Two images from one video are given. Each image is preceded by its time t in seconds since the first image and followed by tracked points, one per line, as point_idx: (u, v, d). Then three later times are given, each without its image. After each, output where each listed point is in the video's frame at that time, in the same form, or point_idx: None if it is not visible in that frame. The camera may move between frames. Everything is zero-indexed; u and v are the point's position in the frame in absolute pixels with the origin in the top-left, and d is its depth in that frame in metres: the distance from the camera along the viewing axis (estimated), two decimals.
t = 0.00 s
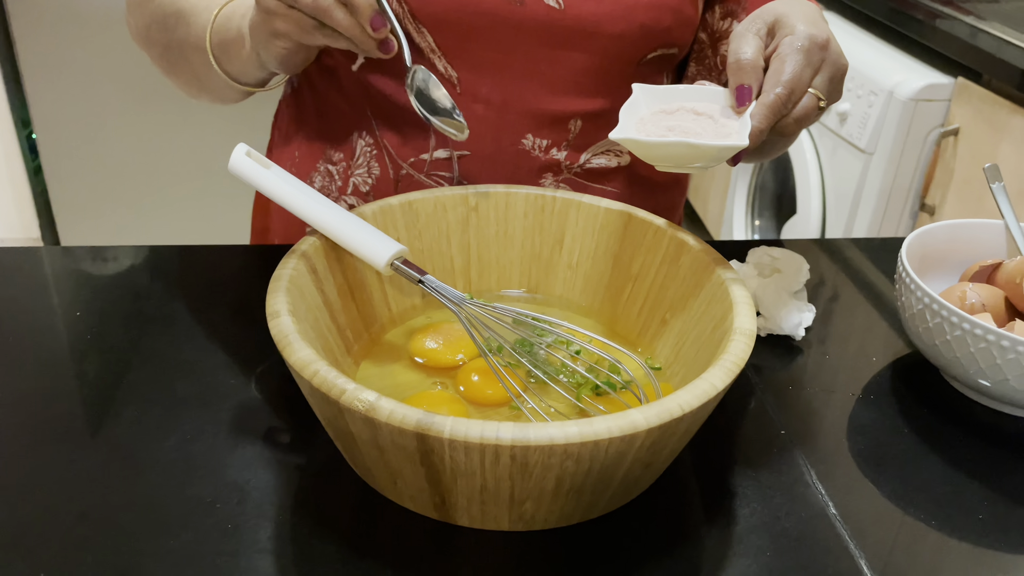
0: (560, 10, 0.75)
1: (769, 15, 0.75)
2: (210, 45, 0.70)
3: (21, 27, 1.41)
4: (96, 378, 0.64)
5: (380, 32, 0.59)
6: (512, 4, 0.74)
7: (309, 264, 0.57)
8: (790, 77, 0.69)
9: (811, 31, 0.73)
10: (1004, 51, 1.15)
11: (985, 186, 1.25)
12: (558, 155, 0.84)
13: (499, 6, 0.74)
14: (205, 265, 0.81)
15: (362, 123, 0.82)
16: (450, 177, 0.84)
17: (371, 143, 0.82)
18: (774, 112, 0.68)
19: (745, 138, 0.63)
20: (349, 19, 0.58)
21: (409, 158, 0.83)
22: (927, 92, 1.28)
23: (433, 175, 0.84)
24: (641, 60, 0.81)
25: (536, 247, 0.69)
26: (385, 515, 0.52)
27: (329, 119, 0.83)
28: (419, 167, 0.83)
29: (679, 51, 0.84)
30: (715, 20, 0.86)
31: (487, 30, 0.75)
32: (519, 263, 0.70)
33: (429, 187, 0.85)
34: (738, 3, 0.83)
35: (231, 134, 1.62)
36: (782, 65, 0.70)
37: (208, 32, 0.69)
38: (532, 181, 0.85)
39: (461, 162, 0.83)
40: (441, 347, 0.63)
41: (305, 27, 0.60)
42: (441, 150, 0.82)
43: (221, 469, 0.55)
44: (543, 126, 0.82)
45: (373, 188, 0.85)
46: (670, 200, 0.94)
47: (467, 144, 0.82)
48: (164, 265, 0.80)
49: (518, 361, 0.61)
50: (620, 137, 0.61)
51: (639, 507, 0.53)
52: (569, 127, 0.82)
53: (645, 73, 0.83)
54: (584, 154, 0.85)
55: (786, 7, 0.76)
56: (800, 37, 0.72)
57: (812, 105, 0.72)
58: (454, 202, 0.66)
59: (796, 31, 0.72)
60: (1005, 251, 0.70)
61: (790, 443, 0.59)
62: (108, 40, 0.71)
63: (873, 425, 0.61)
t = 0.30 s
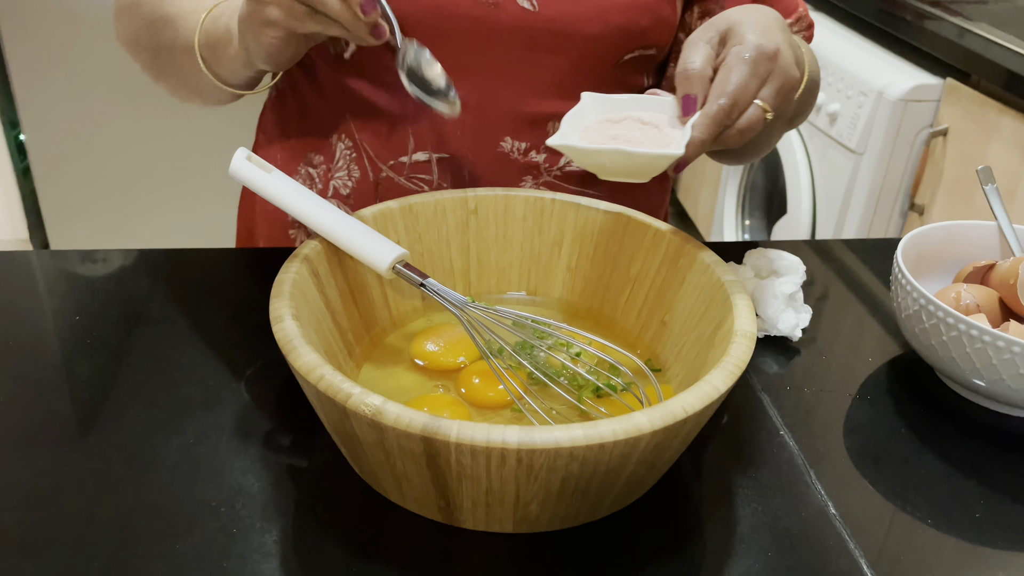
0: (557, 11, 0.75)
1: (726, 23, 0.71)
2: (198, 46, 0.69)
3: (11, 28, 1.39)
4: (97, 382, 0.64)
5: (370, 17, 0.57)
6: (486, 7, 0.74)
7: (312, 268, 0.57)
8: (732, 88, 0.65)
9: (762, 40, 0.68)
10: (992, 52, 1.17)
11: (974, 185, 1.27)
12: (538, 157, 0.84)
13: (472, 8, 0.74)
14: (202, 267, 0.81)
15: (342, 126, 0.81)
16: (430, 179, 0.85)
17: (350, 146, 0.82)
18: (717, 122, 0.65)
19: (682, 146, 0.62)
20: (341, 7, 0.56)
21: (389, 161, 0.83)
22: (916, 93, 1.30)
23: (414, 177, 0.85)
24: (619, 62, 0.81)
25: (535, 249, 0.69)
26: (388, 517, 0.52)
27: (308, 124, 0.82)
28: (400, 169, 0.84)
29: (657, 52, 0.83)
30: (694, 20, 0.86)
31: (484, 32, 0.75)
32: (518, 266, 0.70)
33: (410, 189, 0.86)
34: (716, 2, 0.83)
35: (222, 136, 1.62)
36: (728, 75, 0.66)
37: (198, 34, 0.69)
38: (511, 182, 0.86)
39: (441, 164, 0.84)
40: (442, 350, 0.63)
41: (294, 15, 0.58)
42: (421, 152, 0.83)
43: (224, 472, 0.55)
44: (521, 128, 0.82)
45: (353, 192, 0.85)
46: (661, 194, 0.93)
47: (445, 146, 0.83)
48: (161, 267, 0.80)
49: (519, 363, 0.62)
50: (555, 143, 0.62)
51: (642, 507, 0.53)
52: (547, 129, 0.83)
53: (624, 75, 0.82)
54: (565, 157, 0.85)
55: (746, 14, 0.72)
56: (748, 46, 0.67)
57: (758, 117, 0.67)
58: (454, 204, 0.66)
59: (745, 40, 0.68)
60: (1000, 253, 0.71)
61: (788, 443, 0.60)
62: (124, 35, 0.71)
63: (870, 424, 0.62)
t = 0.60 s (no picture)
0: (554, 11, 0.75)
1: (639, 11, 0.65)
2: (185, 39, 0.68)
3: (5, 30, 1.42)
4: (92, 384, 0.63)
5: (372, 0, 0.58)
6: (442, 7, 0.74)
7: (308, 270, 0.57)
8: (627, 77, 0.59)
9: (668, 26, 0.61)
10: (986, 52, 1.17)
11: (969, 186, 1.27)
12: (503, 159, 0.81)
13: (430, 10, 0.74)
14: (198, 268, 0.80)
15: (304, 128, 0.80)
16: (393, 182, 0.82)
17: (312, 148, 0.80)
18: (607, 116, 0.60)
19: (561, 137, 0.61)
20: None
21: (351, 162, 0.81)
22: (910, 94, 1.30)
23: (376, 179, 0.82)
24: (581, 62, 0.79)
25: (532, 251, 0.69)
26: (385, 521, 0.52)
27: (270, 127, 0.80)
28: (362, 171, 0.81)
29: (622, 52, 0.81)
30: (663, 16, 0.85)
31: (479, 32, 0.75)
32: (515, 268, 0.70)
33: (373, 192, 0.83)
34: None
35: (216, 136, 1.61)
36: (624, 63, 0.60)
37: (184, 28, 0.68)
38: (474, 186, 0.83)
39: (403, 166, 0.81)
40: (439, 352, 0.63)
41: (291, 7, 0.57)
42: (382, 153, 0.81)
43: (220, 476, 0.55)
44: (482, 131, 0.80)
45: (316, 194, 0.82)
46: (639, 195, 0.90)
47: (407, 148, 0.80)
48: (157, 268, 0.80)
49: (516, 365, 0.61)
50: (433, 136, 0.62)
51: (639, 510, 0.53)
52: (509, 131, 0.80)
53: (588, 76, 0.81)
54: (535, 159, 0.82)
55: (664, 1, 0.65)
56: (652, 32, 0.61)
57: (657, 110, 0.61)
58: (450, 206, 0.66)
59: (648, 26, 0.62)
60: (996, 253, 0.71)
61: (785, 445, 0.60)
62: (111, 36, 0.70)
63: (867, 426, 0.62)
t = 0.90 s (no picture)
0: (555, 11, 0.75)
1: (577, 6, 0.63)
2: (158, 50, 0.67)
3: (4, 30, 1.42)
4: (92, 385, 0.63)
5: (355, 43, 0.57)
6: (408, 10, 0.72)
7: (309, 271, 0.56)
8: (556, 76, 0.57)
9: (601, 22, 0.58)
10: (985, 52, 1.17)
11: (969, 187, 1.27)
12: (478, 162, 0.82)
13: (396, 13, 0.72)
14: (198, 267, 0.80)
15: (274, 134, 0.79)
16: (366, 188, 0.81)
17: (282, 154, 0.79)
18: (536, 116, 0.57)
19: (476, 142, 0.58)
20: (323, 36, 0.56)
21: (323, 168, 0.80)
22: (910, 94, 1.30)
23: (349, 185, 0.81)
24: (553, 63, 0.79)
25: (533, 252, 0.69)
26: (385, 522, 0.52)
27: (247, 132, 0.79)
28: (334, 177, 0.80)
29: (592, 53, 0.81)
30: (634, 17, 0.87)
31: (480, 35, 0.74)
32: (516, 269, 0.70)
33: (345, 198, 0.82)
34: None
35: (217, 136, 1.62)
36: (554, 61, 0.58)
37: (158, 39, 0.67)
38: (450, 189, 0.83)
39: (376, 172, 0.80)
40: (439, 353, 0.63)
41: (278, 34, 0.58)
42: (354, 159, 0.80)
43: (220, 477, 0.55)
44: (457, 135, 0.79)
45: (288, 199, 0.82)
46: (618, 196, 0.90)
47: (379, 154, 0.79)
48: (157, 268, 0.80)
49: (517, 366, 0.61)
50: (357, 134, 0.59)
51: (640, 510, 0.53)
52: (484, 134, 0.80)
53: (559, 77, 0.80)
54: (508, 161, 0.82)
55: None
56: (583, 28, 0.58)
57: (588, 111, 0.58)
58: (451, 207, 0.66)
59: (581, 21, 0.59)
60: (997, 254, 0.71)
61: (786, 446, 0.60)
62: (92, 40, 0.69)
63: (868, 427, 0.62)
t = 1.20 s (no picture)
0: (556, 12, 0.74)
1: (587, 16, 0.62)
2: (147, 70, 0.64)
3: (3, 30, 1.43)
4: (90, 386, 0.63)
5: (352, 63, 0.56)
6: (408, 20, 0.72)
7: (306, 272, 0.56)
8: (571, 90, 0.57)
9: (613, 33, 0.58)
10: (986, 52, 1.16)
11: (971, 187, 1.27)
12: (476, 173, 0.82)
13: (394, 22, 0.71)
14: (197, 268, 0.80)
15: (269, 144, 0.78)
16: (364, 200, 0.81)
17: (278, 164, 0.79)
18: (552, 131, 0.57)
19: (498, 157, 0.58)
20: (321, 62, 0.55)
21: (320, 179, 0.80)
22: (912, 94, 1.29)
23: (347, 197, 0.81)
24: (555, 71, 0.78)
25: (532, 253, 0.69)
26: (382, 524, 0.51)
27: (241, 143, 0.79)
28: (331, 188, 0.80)
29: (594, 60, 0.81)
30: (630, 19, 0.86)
31: (479, 39, 0.74)
32: (515, 270, 0.70)
33: (342, 209, 0.82)
34: None
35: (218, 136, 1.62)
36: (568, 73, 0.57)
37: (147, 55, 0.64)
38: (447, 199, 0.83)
39: (374, 183, 0.81)
40: (436, 355, 0.63)
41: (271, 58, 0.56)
42: (352, 170, 0.80)
43: (220, 479, 0.55)
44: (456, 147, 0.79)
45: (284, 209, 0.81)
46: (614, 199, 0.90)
47: (378, 164, 0.80)
48: (155, 269, 0.80)
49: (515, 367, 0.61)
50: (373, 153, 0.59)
51: (638, 514, 0.53)
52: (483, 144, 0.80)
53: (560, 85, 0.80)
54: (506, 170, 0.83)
55: (615, 7, 0.63)
56: (597, 40, 0.58)
57: (604, 123, 0.58)
58: (449, 208, 0.66)
59: (592, 34, 0.59)
60: (997, 256, 0.71)
61: (785, 448, 0.59)
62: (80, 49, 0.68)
63: (867, 429, 0.62)
